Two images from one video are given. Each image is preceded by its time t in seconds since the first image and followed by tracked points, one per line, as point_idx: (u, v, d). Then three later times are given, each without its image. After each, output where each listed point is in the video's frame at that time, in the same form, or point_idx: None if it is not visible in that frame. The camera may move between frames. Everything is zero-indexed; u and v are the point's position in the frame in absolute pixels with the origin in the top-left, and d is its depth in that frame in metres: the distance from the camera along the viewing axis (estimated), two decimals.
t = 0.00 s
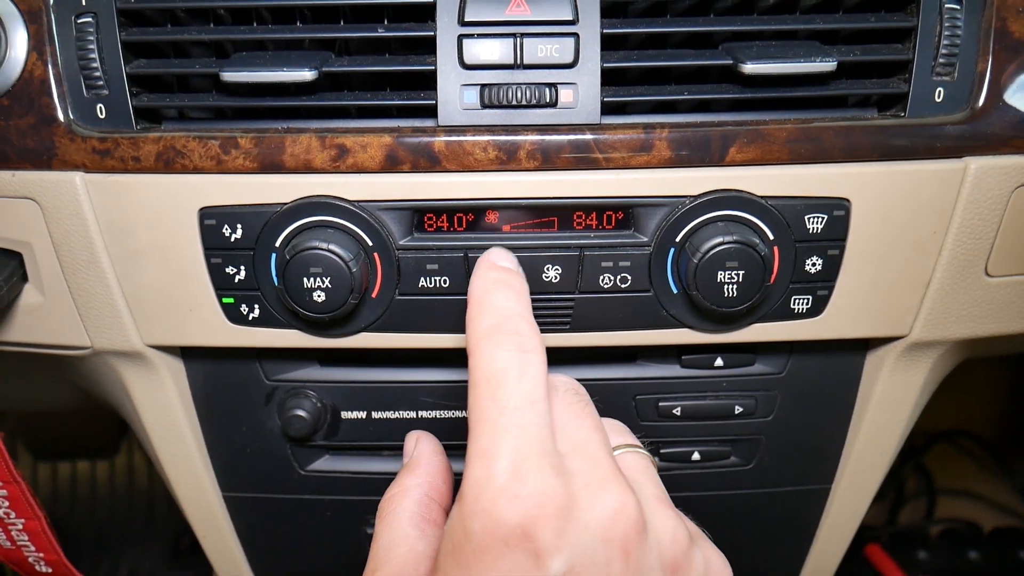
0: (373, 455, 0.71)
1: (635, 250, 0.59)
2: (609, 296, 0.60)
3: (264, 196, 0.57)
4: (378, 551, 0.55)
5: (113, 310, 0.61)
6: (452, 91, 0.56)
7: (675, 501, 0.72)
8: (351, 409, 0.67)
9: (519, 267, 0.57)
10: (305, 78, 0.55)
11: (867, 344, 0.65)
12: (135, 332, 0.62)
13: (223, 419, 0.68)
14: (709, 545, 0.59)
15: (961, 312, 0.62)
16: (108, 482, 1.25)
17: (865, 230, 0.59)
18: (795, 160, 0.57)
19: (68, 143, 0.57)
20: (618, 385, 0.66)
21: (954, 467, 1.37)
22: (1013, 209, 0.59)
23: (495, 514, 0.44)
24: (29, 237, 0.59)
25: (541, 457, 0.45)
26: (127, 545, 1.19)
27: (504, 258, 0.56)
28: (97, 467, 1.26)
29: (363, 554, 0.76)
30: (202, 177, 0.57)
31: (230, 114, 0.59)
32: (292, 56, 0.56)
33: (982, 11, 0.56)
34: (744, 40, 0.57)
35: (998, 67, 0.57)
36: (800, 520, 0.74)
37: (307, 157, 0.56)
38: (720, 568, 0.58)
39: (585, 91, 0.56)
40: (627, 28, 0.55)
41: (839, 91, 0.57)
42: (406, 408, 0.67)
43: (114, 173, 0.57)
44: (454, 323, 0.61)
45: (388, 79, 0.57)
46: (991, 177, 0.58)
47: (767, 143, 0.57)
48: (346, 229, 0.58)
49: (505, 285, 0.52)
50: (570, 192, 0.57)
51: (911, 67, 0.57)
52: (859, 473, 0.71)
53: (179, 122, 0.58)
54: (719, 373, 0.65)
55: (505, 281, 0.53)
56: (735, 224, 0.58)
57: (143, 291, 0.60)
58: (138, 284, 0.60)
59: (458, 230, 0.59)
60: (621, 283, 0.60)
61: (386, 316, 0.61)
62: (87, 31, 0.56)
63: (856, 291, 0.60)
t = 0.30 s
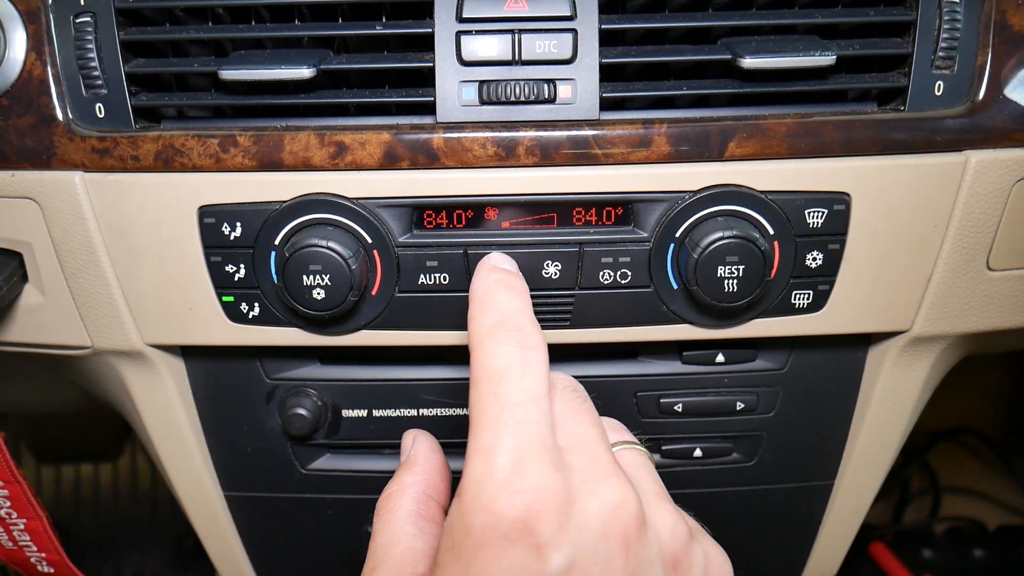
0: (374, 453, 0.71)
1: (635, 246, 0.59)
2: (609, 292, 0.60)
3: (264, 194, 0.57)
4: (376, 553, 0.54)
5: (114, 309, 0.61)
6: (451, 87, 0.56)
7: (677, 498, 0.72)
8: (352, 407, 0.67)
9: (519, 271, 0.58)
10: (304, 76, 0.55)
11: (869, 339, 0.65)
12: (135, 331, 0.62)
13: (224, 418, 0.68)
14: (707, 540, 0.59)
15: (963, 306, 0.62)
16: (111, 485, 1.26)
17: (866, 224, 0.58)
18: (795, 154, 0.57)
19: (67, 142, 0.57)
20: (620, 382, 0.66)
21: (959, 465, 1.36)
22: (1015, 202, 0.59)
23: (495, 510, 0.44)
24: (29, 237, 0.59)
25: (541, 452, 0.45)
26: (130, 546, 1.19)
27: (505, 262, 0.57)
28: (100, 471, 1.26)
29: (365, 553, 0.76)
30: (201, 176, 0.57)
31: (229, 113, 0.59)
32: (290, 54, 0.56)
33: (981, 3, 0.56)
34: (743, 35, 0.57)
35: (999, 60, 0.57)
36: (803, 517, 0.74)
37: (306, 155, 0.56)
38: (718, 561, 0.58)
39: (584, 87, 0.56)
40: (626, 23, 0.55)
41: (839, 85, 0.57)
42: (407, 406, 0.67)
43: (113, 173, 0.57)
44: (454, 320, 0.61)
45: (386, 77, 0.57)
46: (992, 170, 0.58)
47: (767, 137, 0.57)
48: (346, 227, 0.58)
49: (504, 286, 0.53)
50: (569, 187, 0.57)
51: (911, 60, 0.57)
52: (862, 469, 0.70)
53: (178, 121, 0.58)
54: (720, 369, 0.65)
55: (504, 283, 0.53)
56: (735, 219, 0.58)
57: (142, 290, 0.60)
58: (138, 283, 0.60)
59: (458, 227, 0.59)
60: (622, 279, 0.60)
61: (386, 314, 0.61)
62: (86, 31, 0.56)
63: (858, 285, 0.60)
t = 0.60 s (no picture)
0: (381, 453, 0.71)
1: (642, 246, 0.59)
2: (616, 292, 0.60)
3: (272, 194, 0.58)
4: (378, 553, 0.54)
5: (123, 309, 0.61)
6: (458, 88, 0.56)
7: (683, 499, 0.72)
8: (359, 407, 0.68)
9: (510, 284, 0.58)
10: (312, 77, 0.55)
11: (875, 339, 0.65)
12: (144, 331, 0.62)
13: (232, 418, 0.69)
14: (708, 535, 0.60)
15: (969, 305, 0.62)
16: (118, 487, 1.26)
17: (872, 224, 0.59)
18: (801, 154, 0.57)
19: (78, 143, 0.58)
20: (626, 382, 0.66)
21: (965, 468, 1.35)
22: (1020, 202, 0.59)
23: (496, 512, 0.43)
24: (40, 238, 0.60)
25: (541, 453, 0.44)
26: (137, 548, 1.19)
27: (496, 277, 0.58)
28: (107, 473, 1.26)
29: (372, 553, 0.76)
30: (210, 176, 0.57)
31: (238, 114, 0.59)
32: (298, 55, 0.56)
33: (987, 4, 0.56)
34: (748, 36, 0.57)
35: (1004, 61, 0.57)
36: (809, 517, 0.74)
37: (315, 156, 0.57)
38: (722, 557, 0.59)
39: (590, 88, 0.56)
40: (632, 24, 0.55)
41: (845, 86, 0.57)
42: (414, 406, 0.67)
43: (124, 173, 0.58)
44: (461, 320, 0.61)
45: (393, 78, 0.58)
46: (997, 170, 0.58)
47: (773, 138, 0.57)
48: (354, 227, 0.58)
49: (498, 300, 0.53)
50: (575, 188, 0.57)
51: (916, 61, 0.57)
52: (868, 469, 0.70)
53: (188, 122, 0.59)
54: (727, 369, 0.65)
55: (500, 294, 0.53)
56: (742, 219, 0.58)
57: (151, 290, 0.61)
58: (147, 283, 0.60)
59: (465, 227, 0.59)
60: (628, 278, 0.60)
61: (393, 314, 0.61)
62: (97, 33, 0.56)
63: (864, 285, 0.60)
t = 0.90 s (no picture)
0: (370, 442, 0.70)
1: (628, 227, 0.58)
2: (603, 274, 0.60)
3: (252, 180, 0.57)
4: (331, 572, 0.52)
5: (104, 300, 0.61)
6: (439, 69, 0.55)
7: (675, 483, 0.71)
8: (346, 396, 0.67)
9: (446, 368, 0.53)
10: (290, 60, 0.54)
11: (866, 318, 0.64)
12: (126, 321, 0.61)
13: (218, 409, 0.68)
14: (672, 504, 0.59)
15: (959, 283, 0.61)
16: (112, 489, 1.25)
17: (861, 202, 0.58)
18: (788, 131, 0.56)
19: (54, 131, 0.57)
20: (615, 366, 0.65)
21: (961, 455, 1.34)
22: (1009, 177, 0.58)
23: (454, 518, 0.44)
24: (17, 228, 0.59)
25: (484, 453, 0.46)
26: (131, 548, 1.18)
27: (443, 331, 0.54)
28: (102, 472, 1.25)
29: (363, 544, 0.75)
30: (189, 163, 0.56)
31: (217, 100, 0.58)
32: (277, 39, 0.55)
33: None
34: (732, 12, 0.56)
35: (994, 33, 0.56)
36: (802, 501, 0.73)
37: (295, 140, 0.56)
38: (683, 524, 0.58)
39: (574, 66, 0.56)
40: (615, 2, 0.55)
41: (832, 61, 0.56)
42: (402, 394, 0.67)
43: (101, 161, 0.57)
44: (447, 305, 0.60)
45: (374, 61, 0.57)
46: (987, 145, 0.57)
47: (759, 114, 0.56)
48: (336, 212, 0.57)
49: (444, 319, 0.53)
50: (560, 168, 0.56)
51: (904, 35, 0.56)
52: (861, 450, 0.70)
53: (166, 109, 0.58)
54: (717, 351, 0.65)
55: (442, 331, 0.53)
56: (729, 197, 0.57)
57: (132, 280, 0.60)
58: (128, 273, 0.59)
59: (449, 210, 0.58)
60: (615, 260, 0.59)
61: (378, 300, 0.60)
62: (71, 19, 0.55)
63: (853, 263, 0.60)
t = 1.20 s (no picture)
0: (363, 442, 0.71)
1: (612, 223, 0.59)
2: (588, 270, 0.61)
3: (242, 184, 0.58)
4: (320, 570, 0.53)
5: (99, 305, 0.62)
6: (423, 71, 0.56)
7: (666, 477, 0.72)
8: (339, 396, 0.68)
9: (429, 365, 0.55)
10: (276, 65, 0.55)
11: (850, 310, 0.65)
12: (120, 326, 0.62)
13: (213, 411, 0.69)
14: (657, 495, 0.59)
15: (940, 273, 0.62)
16: (116, 500, 1.24)
17: (841, 194, 0.59)
18: (767, 126, 0.57)
19: (47, 140, 0.58)
20: (603, 361, 0.66)
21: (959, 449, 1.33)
22: (987, 167, 0.59)
23: (441, 514, 0.44)
24: (12, 236, 0.60)
25: (468, 451, 0.46)
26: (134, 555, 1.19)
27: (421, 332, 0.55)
28: (103, 482, 1.26)
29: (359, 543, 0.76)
30: (179, 168, 0.58)
31: (206, 106, 0.59)
32: (264, 45, 0.56)
33: None
34: (711, 11, 0.57)
35: (969, 26, 0.57)
36: (792, 492, 0.74)
37: (283, 144, 0.57)
38: (670, 515, 0.58)
39: (555, 67, 0.56)
40: (594, 2, 0.56)
41: (809, 57, 0.57)
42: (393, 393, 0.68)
43: (93, 169, 0.58)
44: (436, 303, 0.61)
45: (360, 65, 0.58)
46: (964, 136, 0.58)
47: (739, 110, 0.57)
48: (324, 214, 0.58)
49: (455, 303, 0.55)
50: (544, 167, 0.57)
51: (880, 30, 0.57)
52: (848, 441, 0.71)
53: (157, 116, 0.59)
54: (703, 345, 0.65)
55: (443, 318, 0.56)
56: (710, 192, 0.58)
57: (126, 285, 0.61)
58: (122, 278, 0.60)
59: (435, 210, 0.59)
60: (600, 256, 0.60)
61: (367, 300, 0.61)
62: (62, 29, 0.56)
63: (834, 255, 0.61)
